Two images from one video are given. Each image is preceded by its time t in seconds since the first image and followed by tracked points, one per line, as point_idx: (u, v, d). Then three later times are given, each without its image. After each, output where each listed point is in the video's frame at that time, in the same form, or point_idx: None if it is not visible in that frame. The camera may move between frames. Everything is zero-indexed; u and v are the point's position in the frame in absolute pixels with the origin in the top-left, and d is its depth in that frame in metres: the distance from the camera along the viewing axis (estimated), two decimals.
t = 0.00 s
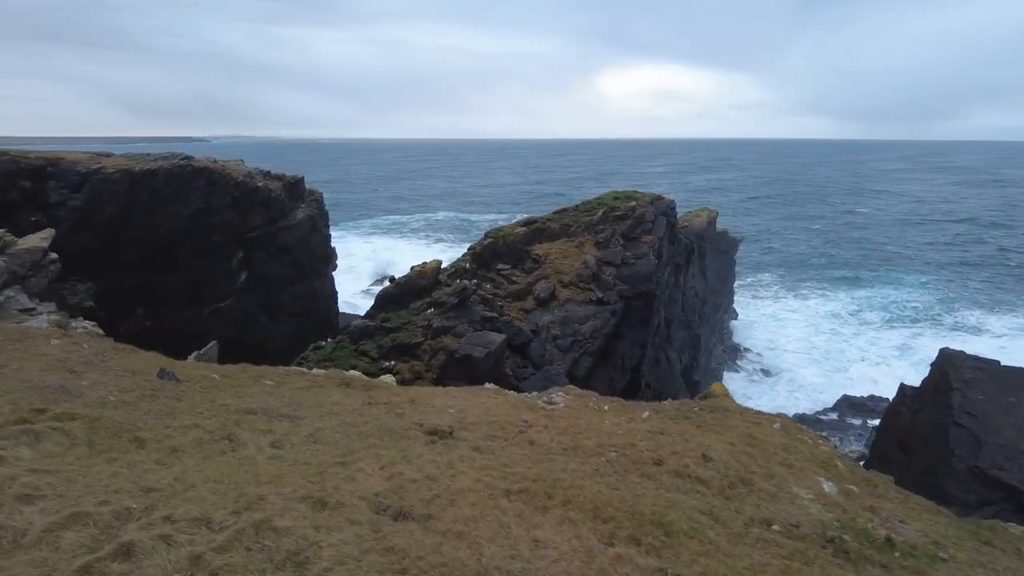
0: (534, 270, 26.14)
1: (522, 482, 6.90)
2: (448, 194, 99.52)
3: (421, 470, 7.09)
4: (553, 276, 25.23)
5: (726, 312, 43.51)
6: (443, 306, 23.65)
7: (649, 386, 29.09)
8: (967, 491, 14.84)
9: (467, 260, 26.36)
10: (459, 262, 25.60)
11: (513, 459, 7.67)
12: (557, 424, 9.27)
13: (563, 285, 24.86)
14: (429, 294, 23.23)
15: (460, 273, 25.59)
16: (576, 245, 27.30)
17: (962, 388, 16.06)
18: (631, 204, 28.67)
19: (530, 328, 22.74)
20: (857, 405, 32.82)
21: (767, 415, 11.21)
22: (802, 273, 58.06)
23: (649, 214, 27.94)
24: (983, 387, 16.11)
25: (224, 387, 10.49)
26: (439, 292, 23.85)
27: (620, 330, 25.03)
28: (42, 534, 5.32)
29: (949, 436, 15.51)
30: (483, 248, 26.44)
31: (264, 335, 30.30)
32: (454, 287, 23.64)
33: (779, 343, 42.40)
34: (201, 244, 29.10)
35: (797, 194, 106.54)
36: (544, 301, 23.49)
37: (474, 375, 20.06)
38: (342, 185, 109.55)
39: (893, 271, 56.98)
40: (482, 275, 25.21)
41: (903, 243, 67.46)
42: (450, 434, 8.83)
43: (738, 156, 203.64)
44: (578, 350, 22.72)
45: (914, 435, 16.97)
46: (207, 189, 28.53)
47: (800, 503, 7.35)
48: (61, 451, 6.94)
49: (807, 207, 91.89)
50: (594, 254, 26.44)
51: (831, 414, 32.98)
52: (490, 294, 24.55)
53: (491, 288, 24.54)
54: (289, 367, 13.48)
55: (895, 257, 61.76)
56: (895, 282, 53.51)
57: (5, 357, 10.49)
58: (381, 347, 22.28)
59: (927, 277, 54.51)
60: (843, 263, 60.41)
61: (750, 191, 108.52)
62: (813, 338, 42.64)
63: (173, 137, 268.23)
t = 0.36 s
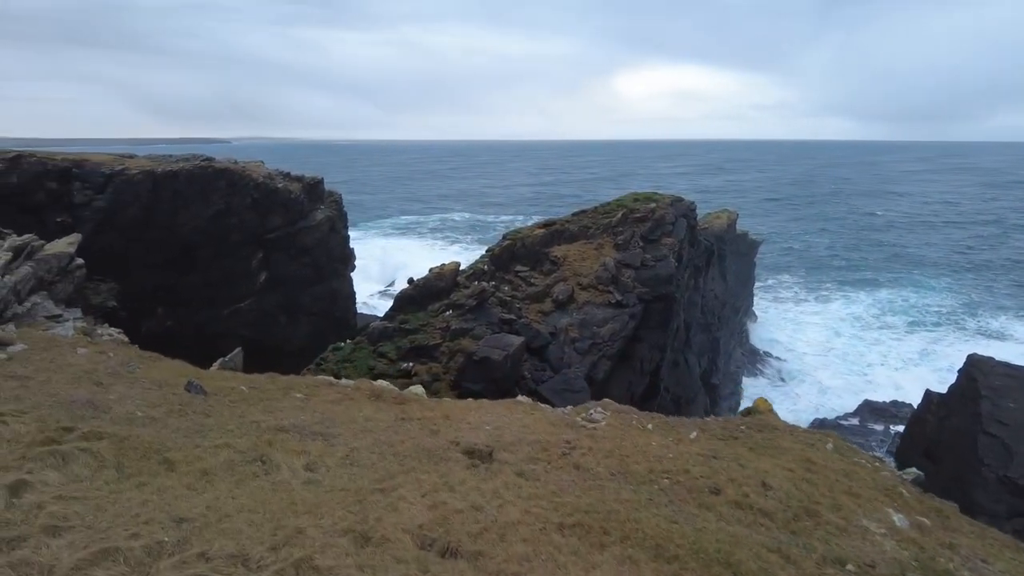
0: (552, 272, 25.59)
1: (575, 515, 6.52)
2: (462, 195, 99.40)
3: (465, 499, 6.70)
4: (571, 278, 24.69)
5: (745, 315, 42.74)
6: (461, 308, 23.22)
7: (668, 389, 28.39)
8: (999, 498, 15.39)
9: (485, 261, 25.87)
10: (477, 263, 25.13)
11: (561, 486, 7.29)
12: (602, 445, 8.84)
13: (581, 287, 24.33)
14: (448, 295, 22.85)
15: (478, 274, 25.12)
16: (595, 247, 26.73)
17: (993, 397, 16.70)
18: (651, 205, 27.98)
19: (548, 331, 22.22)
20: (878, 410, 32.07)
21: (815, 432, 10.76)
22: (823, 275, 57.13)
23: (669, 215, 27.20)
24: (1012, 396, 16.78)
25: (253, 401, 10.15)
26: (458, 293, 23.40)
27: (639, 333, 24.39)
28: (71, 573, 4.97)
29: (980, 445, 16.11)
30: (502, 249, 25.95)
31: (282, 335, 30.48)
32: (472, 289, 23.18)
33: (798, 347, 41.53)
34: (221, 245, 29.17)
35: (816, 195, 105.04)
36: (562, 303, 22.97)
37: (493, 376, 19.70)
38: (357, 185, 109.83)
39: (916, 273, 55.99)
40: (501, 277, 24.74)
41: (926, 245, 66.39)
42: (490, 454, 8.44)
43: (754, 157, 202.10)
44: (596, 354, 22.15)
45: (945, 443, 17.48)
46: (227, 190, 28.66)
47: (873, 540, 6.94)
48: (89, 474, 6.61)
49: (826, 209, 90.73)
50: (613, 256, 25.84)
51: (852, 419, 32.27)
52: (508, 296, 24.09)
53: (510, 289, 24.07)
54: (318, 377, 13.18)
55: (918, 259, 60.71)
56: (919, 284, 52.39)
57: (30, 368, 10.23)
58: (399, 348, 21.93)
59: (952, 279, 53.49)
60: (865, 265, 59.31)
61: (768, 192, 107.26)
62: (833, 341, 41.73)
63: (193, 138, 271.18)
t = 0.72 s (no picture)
0: (565, 271, 24.75)
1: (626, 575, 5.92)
2: (470, 192, 98.74)
3: (499, 554, 6.07)
4: (585, 278, 23.86)
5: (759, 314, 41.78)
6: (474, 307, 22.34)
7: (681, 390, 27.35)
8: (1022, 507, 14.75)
9: (497, 260, 25.01)
10: (490, 261, 24.19)
11: (605, 534, 6.66)
12: (644, 478, 8.12)
13: (594, 286, 23.52)
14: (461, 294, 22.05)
15: (490, 273, 24.25)
16: (608, 245, 25.88)
17: (1016, 400, 15.70)
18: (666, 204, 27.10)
19: (561, 331, 21.36)
20: (895, 412, 31.35)
21: (867, 459, 10.02)
22: (838, 272, 56.07)
23: (685, 214, 26.29)
24: None
25: (265, 423, 9.48)
26: (471, 292, 22.54)
27: (653, 333, 23.48)
28: None
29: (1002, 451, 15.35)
30: (514, 248, 25.13)
31: (295, 333, 29.97)
32: (486, 287, 22.33)
33: (811, 346, 40.47)
34: (234, 243, 28.61)
35: (829, 192, 103.47)
36: (575, 302, 22.15)
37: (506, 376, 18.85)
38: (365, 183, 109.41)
39: (935, 271, 54.84)
40: (513, 276, 23.90)
41: (943, 242, 65.16)
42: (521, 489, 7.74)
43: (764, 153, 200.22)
44: (611, 355, 21.34)
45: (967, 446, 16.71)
46: (240, 188, 28.15)
47: None
48: (80, 520, 5.98)
49: (839, 206, 89.40)
50: (627, 255, 25.00)
51: (868, 420, 31.57)
52: (521, 295, 23.24)
53: (523, 289, 23.26)
54: (333, 392, 12.52)
55: (935, 256, 59.56)
56: (938, 283, 51.20)
57: (30, 386, 9.63)
58: (411, 348, 21.10)
59: (972, 277, 52.37)
60: (882, 263, 58.05)
61: (781, 189, 105.76)
62: (846, 340, 40.67)
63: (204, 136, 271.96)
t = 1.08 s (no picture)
0: (578, 271, 23.91)
1: None
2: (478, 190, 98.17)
3: None
4: (598, 278, 23.04)
5: (773, 315, 40.91)
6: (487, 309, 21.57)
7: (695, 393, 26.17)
8: None
9: (511, 261, 24.20)
10: (502, 262, 23.40)
11: None
12: (685, 524, 7.67)
13: (607, 287, 22.73)
14: (474, 295, 21.44)
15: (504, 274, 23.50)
16: (622, 246, 25.05)
17: None
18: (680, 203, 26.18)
19: (574, 333, 20.67)
20: (913, 414, 30.67)
21: (915, 493, 9.51)
22: (854, 271, 55.15)
23: (699, 213, 25.37)
24: None
25: (279, 453, 9.00)
26: (484, 293, 21.82)
27: (667, 334, 22.50)
28: None
29: None
30: (528, 248, 24.34)
31: (309, 332, 29.63)
32: (499, 288, 21.61)
33: (826, 347, 39.67)
34: (249, 241, 28.41)
35: (842, 190, 102.11)
36: (589, 303, 21.47)
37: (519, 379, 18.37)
38: (372, 181, 109.07)
39: (952, 269, 53.93)
40: (526, 277, 23.09)
41: (959, 240, 64.14)
42: (552, 535, 7.30)
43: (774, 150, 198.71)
44: (624, 358, 20.68)
45: (987, 452, 17.05)
46: (255, 187, 28.00)
47: None
48: None
49: (852, 204, 88.32)
50: (641, 256, 24.16)
51: (886, 423, 30.94)
52: (534, 296, 22.48)
53: (536, 290, 22.54)
54: (349, 414, 12.06)
55: (952, 255, 58.62)
56: (957, 282, 50.26)
57: (35, 413, 9.18)
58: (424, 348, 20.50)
59: (990, 276, 51.45)
60: (899, 262, 57.03)
61: (793, 187, 104.49)
62: (860, 340, 39.85)
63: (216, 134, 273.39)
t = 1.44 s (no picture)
0: (593, 275, 23.08)
1: None
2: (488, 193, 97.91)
3: None
4: (613, 282, 22.28)
5: (789, 320, 40.14)
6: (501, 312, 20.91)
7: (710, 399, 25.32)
8: None
9: (525, 264, 23.49)
10: (516, 265, 22.76)
11: None
12: (738, 562, 7.35)
13: (623, 291, 21.97)
14: (488, 298, 20.88)
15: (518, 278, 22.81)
16: (638, 250, 24.31)
17: None
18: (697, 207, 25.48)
19: (589, 337, 19.96)
20: (933, 421, 29.90)
21: (974, 524, 9.01)
22: (872, 274, 54.27)
23: (716, 218, 24.68)
24: None
25: (304, 476, 8.63)
26: (499, 297, 21.21)
27: (684, 338, 21.69)
28: None
29: None
30: (542, 251, 23.57)
31: (323, 334, 29.12)
32: (514, 292, 20.99)
33: (843, 351, 38.92)
34: (265, 243, 28.07)
35: (858, 193, 100.77)
36: (605, 307, 20.75)
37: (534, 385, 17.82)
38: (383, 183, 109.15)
39: (972, 273, 52.97)
40: (541, 281, 22.36)
41: (979, 244, 63.09)
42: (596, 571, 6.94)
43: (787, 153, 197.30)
44: (640, 362, 19.91)
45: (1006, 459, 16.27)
46: (271, 189, 27.87)
47: None
48: None
49: (868, 207, 87.27)
50: (657, 260, 23.37)
51: (904, 430, 30.25)
52: (549, 299, 21.64)
53: (551, 293, 21.78)
54: (372, 429, 11.57)
55: (972, 259, 57.65)
56: (978, 287, 49.31)
57: (52, 430, 8.82)
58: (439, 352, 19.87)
59: (1012, 281, 50.48)
60: (918, 266, 55.97)
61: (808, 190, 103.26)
62: (876, 346, 38.96)
63: (231, 137, 275.24)
